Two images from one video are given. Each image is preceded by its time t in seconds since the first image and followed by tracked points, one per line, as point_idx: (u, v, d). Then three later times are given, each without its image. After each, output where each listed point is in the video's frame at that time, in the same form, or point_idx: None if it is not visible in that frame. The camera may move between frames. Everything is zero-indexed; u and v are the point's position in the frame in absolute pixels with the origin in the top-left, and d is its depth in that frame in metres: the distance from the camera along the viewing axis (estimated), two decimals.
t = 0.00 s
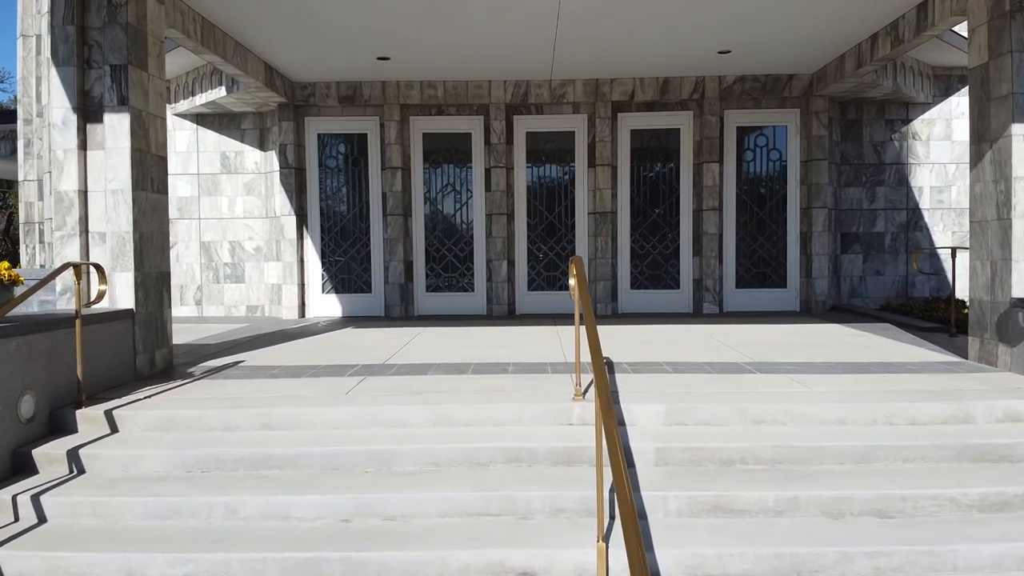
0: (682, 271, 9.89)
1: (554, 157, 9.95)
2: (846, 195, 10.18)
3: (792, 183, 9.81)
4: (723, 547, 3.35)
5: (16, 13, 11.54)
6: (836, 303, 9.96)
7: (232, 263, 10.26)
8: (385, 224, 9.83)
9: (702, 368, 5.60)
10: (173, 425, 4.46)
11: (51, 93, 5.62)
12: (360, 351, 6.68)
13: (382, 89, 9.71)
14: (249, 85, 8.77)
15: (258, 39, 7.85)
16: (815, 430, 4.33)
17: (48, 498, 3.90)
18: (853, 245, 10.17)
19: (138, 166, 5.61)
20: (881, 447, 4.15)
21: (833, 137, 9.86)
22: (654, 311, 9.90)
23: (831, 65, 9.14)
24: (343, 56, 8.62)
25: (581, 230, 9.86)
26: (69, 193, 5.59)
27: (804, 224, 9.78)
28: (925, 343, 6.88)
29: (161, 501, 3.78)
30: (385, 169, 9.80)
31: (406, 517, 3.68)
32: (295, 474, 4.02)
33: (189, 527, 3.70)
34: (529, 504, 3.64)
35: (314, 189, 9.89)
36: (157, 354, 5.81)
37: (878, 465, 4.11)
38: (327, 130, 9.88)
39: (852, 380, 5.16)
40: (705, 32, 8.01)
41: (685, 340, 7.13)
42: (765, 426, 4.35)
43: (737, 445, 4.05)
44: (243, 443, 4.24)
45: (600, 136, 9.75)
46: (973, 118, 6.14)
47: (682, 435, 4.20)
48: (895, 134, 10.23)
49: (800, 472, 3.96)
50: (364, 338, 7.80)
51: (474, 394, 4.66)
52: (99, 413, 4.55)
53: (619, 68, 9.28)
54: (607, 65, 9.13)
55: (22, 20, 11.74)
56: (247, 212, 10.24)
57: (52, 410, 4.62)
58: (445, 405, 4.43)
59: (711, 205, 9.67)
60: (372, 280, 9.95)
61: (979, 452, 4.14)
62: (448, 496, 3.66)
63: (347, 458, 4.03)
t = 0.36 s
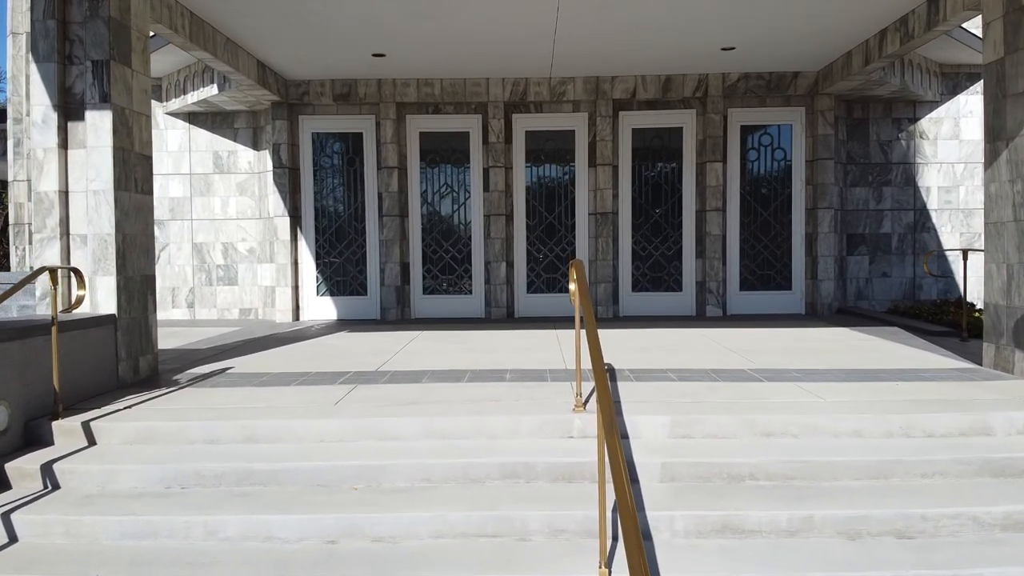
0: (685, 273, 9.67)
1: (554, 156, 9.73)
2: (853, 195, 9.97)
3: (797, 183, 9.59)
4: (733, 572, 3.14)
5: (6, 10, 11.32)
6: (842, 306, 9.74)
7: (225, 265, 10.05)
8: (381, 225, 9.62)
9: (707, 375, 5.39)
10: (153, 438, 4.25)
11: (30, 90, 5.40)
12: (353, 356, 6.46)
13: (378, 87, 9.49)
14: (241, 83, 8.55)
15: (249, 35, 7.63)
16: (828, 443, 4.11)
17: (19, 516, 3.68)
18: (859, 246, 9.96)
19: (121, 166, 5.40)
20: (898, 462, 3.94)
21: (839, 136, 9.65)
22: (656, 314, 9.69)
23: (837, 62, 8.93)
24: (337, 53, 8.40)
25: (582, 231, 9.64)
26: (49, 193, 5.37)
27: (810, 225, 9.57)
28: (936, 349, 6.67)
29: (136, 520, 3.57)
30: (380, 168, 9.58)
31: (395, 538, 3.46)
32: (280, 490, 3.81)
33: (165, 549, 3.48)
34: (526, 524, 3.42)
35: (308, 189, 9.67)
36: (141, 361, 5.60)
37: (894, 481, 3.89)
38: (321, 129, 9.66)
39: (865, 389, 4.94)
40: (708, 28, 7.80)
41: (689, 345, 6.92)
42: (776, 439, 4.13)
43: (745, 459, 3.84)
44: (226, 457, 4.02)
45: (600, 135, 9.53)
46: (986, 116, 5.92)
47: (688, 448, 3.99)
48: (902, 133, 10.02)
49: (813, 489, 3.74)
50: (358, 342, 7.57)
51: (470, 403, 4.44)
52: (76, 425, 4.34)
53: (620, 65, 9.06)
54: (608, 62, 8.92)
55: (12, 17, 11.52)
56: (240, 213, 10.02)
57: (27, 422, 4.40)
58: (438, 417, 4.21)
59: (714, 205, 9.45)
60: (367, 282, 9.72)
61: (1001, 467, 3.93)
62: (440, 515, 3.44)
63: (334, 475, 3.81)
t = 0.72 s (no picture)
0: (688, 275, 9.45)
1: (554, 156, 9.52)
2: (859, 195, 9.76)
3: (802, 183, 9.38)
4: None
5: None
6: (848, 309, 9.53)
7: (218, 267, 9.84)
8: (377, 226, 9.40)
9: (714, 383, 5.17)
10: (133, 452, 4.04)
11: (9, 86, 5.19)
12: (347, 362, 6.25)
13: (374, 85, 9.28)
14: (233, 80, 8.34)
15: (241, 31, 7.42)
16: (843, 458, 3.90)
17: None
18: (866, 248, 9.75)
19: (103, 165, 5.19)
20: (918, 478, 3.72)
21: (845, 135, 9.44)
22: (658, 317, 9.47)
23: (844, 59, 8.72)
24: (332, 50, 8.20)
25: (582, 232, 9.43)
26: (28, 194, 5.16)
27: (816, 226, 9.37)
28: (950, 355, 6.45)
29: (110, 542, 3.35)
30: (376, 168, 9.38)
31: (385, 561, 3.24)
32: (264, 509, 3.60)
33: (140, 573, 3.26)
34: (525, 547, 3.20)
35: (303, 189, 9.46)
36: (125, 369, 5.39)
37: (915, 499, 3.67)
38: (316, 128, 9.45)
39: (880, 399, 4.72)
40: (713, 24, 7.59)
41: (694, 350, 6.70)
42: (788, 453, 3.92)
43: (757, 476, 3.62)
44: (208, 473, 3.81)
45: (601, 134, 9.32)
46: (1002, 113, 5.71)
47: (697, 464, 3.77)
48: (909, 132, 9.81)
49: (830, 508, 3.53)
50: (353, 347, 7.36)
51: (466, 414, 4.23)
52: (52, 438, 4.14)
53: (622, 63, 8.85)
54: (610, 60, 8.72)
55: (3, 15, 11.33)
56: (233, 214, 9.81)
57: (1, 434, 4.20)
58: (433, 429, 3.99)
59: (718, 206, 9.24)
60: (363, 285, 9.51)
61: None
62: (433, 538, 3.22)
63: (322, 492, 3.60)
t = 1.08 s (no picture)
0: (692, 278, 9.23)
1: (554, 155, 9.30)
2: (866, 196, 9.55)
3: (808, 183, 9.16)
4: None
5: None
6: (855, 313, 9.32)
7: (211, 270, 9.62)
8: (373, 228, 9.18)
9: (721, 393, 4.96)
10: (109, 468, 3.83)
11: None
12: (340, 369, 6.04)
13: (370, 83, 9.06)
14: (225, 78, 8.12)
15: (231, 27, 7.20)
16: (860, 476, 3.68)
17: None
18: (873, 250, 9.53)
19: (83, 166, 4.98)
20: (941, 498, 3.50)
21: (852, 135, 9.22)
22: (661, 321, 9.26)
23: (852, 57, 8.50)
24: (326, 48, 7.98)
25: (583, 234, 9.21)
26: (5, 196, 4.94)
27: (822, 227, 9.15)
28: (964, 362, 6.23)
29: (80, 568, 3.14)
30: (372, 169, 9.16)
31: None
32: (245, 531, 3.38)
33: None
34: None
35: (297, 190, 9.25)
36: (107, 378, 5.18)
37: (938, 521, 3.45)
38: (310, 127, 9.23)
39: (897, 411, 4.50)
40: (717, 21, 7.37)
41: (699, 356, 6.48)
42: (802, 471, 3.71)
43: (770, 497, 3.41)
44: (187, 493, 3.60)
45: (603, 133, 9.10)
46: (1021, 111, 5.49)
47: (705, 482, 3.56)
48: (918, 131, 9.60)
49: (848, 531, 3.31)
50: (347, 352, 7.14)
51: (461, 428, 4.01)
52: (25, 453, 3.93)
53: (625, 60, 8.62)
54: (612, 57, 8.50)
55: None
56: (226, 215, 9.60)
57: None
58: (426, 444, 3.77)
59: (722, 207, 9.02)
60: (359, 288, 9.29)
61: None
62: (423, 566, 3.00)
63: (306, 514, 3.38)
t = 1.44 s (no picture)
0: (696, 281, 9.01)
1: (554, 155, 9.07)
2: (874, 197, 9.33)
3: (815, 184, 8.94)
4: None
5: None
6: (863, 317, 9.10)
7: (203, 272, 9.40)
8: (369, 230, 8.96)
9: (730, 404, 4.73)
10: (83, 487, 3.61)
11: None
12: (332, 377, 5.81)
13: (365, 81, 8.84)
14: (216, 76, 7.90)
15: (222, 23, 6.98)
16: (881, 497, 3.46)
17: None
18: (881, 252, 9.31)
19: (62, 167, 4.75)
20: (968, 522, 3.28)
21: (860, 134, 9.00)
22: (664, 325, 9.04)
23: (860, 54, 8.28)
24: (319, 45, 7.76)
25: (584, 236, 8.99)
26: None
27: (829, 229, 8.93)
28: (980, 369, 6.00)
29: None
30: (368, 169, 8.94)
31: None
32: (225, 558, 3.16)
33: None
34: None
35: (291, 191, 9.03)
36: (87, 388, 4.96)
37: (965, 546, 3.23)
38: (304, 126, 9.00)
39: (915, 425, 4.27)
40: (723, 18, 7.15)
41: (704, 364, 6.26)
42: (819, 491, 3.48)
43: (785, 521, 3.19)
44: (164, 515, 3.38)
45: (604, 133, 8.88)
46: None
47: (716, 505, 3.33)
48: (927, 131, 9.37)
49: (870, 559, 3.09)
50: (341, 358, 6.92)
51: (457, 444, 3.79)
52: None
53: (627, 58, 8.40)
54: (613, 55, 8.27)
55: None
56: (219, 217, 9.38)
57: None
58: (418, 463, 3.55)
59: (727, 208, 8.79)
60: (355, 291, 9.07)
61: None
62: None
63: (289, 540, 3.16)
